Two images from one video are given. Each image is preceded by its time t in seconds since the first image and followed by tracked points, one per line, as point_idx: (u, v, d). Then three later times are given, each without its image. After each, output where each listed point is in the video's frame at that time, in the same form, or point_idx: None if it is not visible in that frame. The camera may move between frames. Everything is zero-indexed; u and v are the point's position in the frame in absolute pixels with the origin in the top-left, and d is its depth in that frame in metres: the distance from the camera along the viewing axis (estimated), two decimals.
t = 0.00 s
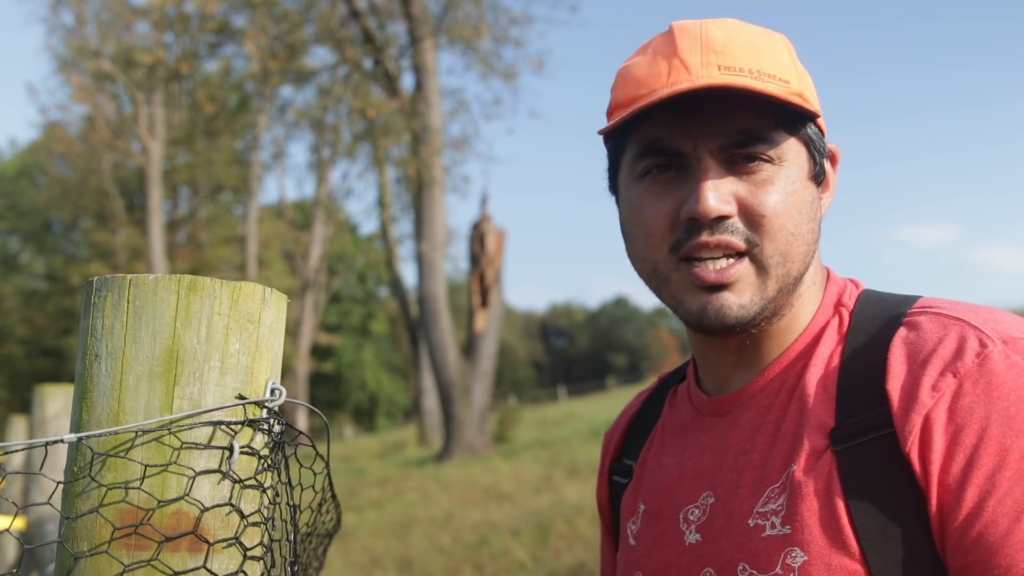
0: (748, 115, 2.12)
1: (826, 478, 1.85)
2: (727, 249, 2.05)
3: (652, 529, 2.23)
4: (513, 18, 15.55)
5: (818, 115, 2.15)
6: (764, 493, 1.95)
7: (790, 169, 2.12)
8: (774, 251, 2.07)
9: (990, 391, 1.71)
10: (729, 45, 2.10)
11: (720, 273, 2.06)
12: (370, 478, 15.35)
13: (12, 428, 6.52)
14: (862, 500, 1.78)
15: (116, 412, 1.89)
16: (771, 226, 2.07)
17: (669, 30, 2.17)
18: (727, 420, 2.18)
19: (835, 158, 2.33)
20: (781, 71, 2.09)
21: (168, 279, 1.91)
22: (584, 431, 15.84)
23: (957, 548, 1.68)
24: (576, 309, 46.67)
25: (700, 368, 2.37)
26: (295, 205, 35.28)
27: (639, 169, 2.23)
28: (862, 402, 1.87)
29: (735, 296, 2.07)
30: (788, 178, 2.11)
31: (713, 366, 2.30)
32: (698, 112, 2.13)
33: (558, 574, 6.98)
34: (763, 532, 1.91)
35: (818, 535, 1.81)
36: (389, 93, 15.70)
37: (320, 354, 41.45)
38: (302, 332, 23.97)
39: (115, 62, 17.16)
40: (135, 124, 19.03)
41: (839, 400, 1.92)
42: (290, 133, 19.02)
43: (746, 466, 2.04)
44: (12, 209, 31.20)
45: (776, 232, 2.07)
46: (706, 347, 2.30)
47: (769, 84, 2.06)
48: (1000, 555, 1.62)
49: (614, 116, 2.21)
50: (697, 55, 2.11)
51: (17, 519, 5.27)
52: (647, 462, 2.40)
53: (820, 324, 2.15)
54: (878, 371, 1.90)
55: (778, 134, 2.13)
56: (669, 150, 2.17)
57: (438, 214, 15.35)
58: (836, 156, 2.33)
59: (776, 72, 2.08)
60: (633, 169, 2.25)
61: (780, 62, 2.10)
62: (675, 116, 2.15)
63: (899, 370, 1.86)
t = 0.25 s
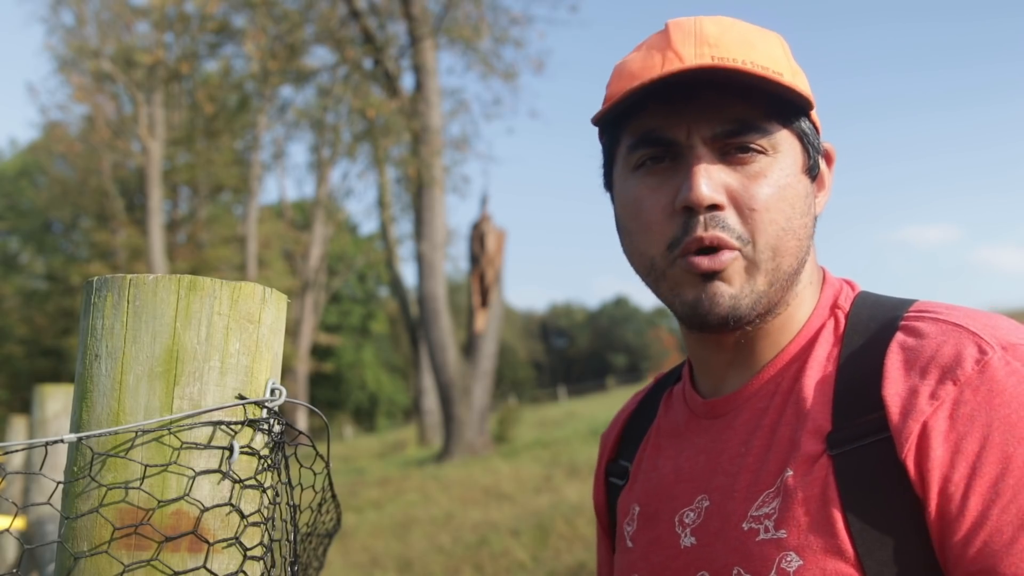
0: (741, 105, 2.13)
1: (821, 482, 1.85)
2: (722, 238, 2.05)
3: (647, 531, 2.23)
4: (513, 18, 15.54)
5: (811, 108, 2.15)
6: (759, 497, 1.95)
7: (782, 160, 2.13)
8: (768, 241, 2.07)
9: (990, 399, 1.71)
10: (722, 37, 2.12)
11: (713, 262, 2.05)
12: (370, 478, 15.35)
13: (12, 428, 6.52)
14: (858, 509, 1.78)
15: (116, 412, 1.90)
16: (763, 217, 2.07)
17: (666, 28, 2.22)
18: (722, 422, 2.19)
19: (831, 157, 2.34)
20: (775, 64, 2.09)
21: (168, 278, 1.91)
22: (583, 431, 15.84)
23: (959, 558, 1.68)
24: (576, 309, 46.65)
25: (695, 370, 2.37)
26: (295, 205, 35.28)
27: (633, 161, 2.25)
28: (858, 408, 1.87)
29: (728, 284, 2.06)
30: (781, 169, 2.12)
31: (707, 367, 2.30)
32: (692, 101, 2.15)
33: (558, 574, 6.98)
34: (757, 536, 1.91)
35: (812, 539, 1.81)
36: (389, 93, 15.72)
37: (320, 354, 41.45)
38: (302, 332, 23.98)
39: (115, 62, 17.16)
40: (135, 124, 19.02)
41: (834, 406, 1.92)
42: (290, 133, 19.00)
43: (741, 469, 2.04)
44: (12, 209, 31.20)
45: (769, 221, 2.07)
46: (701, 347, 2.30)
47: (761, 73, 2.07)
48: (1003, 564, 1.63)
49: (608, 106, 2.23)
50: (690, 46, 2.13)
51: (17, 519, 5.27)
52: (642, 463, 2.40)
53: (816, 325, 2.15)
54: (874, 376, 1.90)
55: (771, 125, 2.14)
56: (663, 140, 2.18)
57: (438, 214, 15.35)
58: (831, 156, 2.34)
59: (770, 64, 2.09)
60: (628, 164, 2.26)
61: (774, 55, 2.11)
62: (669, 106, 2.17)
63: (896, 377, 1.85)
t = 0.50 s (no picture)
0: (732, 108, 2.12)
1: (817, 482, 1.85)
2: (715, 245, 2.05)
3: (646, 530, 2.23)
4: (513, 18, 15.54)
5: (806, 109, 2.14)
6: (755, 496, 1.95)
7: (776, 161, 2.12)
8: (761, 247, 2.06)
9: (982, 399, 1.71)
10: (714, 40, 2.11)
11: (705, 268, 2.06)
12: (370, 478, 15.35)
13: (12, 428, 6.52)
14: (851, 508, 1.77)
15: (116, 412, 1.90)
16: (757, 222, 2.07)
17: (658, 31, 2.21)
18: (721, 421, 2.19)
19: (828, 154, 2.33)
20: (768, 64, 2.09)
21: (168, 279, 1.91)
22: (583, 431, 15.84)
23: (952, 556, 1.67)
24: (576, 309, 46.66)
25: (695, 370, 2.37)
26: (295, 205, 35.28)
27: (627, 165, 2.25)
28: (853, 408, 1.87)
29: (723, 291, 2.06)
30: (774, 171, 2.11)
31: (706, 367, 2.30)
32: (686, 104, 2.14)
33: (558, 574, 6.98)
34: (754, 535, 1.91)
35: (807, 538, 1.81)
36: (389, 93, 15.73)
37: (320, 354, 41.45)
38: (302, 332, 23.97)
39: (115, 62, 17.16)
40: (135, 124, 19.02)
41: (830, 405, 1.92)
42: (290, 133, 19.00)
43: (738, 468, 2.04)
44: (12, 209, 31.20)
45: (763, 226, 2.07)
46: (700, 348, 2.30)
47: (754, 77, 2.06)
48: (993, 564, 1.61)
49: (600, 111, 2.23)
50: (682, 49, 2.12)
51: (17, 519, 5.27)
52: (644, 463, 2.40)
53: (815, 325, 2.15)
54: (870, 376, 1.89)
55: (763, 126, 2.13)
56: (655, 145, 2.18)
57: (438, 214, 15.35)
58: (829, 153, 2.33)
59: (763, 65, 2.08)
60: (623, 168, 2.27)
61: (768, 56, 2.11)
62: (659, 113, 2.17)
63: (890, 377, 1.85)
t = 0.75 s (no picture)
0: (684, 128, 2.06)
1: (825, 480, 1.85)
2: (673, 267, 2.06)
3: (655, 529, 2.23)
4: (513, 18, 15.53)
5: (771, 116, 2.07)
6: (763, 494, 1.96)
7: (736, 175, 2.06)
8: (724, 263, 2.04)
9: (993, 394, 1.71)
10: (668, 58, 2.10)
11: (669, 283, 2.07)
12: (370, 478, 15.34)
13: (12, 427, 6.51)
14: (861, 506, 1.78)
15: (116, 412, 1.90)
16: (714, 242, 2.04)
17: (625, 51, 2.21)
18: (728, 422, 2.18)
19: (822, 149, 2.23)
20: (724, 77, 2.05)
21: (168, 279, 1.91)
22: (584, 431, 15.83)
23: (961, 552, 1.70)
24: (576, 309, 46.65)
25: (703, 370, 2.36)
26: (295, 205, 35.27)
27: (603, 190, 2.24)
28: (863, 406, 1.87)
29: (689, 307, 2.07)
30: (734, 186, 2.06)
31: (710, 367, 2.29)
32: (638, 131, 2.11)
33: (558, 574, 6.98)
34: (761, 533, 1.92)
35: (814, 536, 1.82)
36: (389, 93, 15.72)
37: (320, 354, 41.44)
38: (302, 332, 23.97)
39: (115, 62, 17.16)
40: (135, 125, 19.02)
41: (839, 403, 1.93)
42: (290, 133, 18.99)
43: (746, 467, 2.05)
44: (12, 209, 31.20)
45: (719, 245, 2.04)
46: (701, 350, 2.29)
47: (707, 92, 2.04)
48: (1003, 557, 1.65)
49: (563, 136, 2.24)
50: (637, 72, 2.13)
51: (17, 519, 5.27)
52: (653, 463, 2.40)
53: (819, 326, 2.14)
54: (879, 376, 1.89)
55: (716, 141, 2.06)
56: (617, 169, 2.17)
57: (438, 214, 15.35)
58: (823, 148, 2.24)
59: (718, 78, 2.05)
60: (602, 189, 2.27)
61: (727, 66, 2.06)
62: (621, 137, 2.15)
63: (900, 373, 1.85)
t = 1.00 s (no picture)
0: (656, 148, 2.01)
1: (834, 480, 1.86)
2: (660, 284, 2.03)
3: (663, 529, 2.22)
4: (513, 18, 15.51)
5: (749, 123, 2.02)
6: (771, 494, 1.96)
7: (717, 190, 2.01)
8: (712, 279, 2.01)
9: (1002, 398, 1.72)
10: (642, 76, 2.06)
11: (663, 301, 2.04)
12: (370, 478, 15.34)
13: (12, 427, 6.51)
14: (870, 507, 1.79)
15: (116, 412, 1.89)
16: (698, 258, 2.00)
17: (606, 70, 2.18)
18: (736, 422, 2.18)
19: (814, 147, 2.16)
20: (698, 91, 2.01)
21: (168, 279, 1.91)
22: (584, 431, 15.82)
23: (969, 555, 1.71)
24: (576, 309, 46.63)
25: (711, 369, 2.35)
26: (295, 205, 35.29)
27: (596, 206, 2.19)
28: (873, 406, 1.87)
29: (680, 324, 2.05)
30: (716, 200, 2.01)
31: (716, 369, 2.27)
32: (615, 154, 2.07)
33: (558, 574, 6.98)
34: (770, 533, 1.92)
35: (824, 537, 1.83)
36: (389, 93, 15.72)
37: (320, 354, 41.44)
38: (302, 332, 23.96)
39: (115, 62, 17.17)
40: (135, 125, 19.03)
41: (849, 403, 1.93)
42: (290, 133, 18.98)
43: (754, 467, 2.04)
44: (12, 209, 31.22)
45: (703, 262, 2.00)
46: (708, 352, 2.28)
47: (680, 109, 2.01)
48: (1013, 561, 1.66)
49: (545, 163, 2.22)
50: (614, 92, 2.10)
51: (17, 519, 5.27)
52: (661, 462, 2.39)
53: (828, 327, 2.12)
54: (888, 378, 1.90)
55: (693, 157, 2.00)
56: (601, 190, 2.14)
57: (438, 214, 15.35)
58: (816, 145, 2.17)
59: (691, 93, 2.02)
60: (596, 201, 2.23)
61: (702, 77, 2.02)
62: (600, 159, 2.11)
63: (909, 375, 1.86)
